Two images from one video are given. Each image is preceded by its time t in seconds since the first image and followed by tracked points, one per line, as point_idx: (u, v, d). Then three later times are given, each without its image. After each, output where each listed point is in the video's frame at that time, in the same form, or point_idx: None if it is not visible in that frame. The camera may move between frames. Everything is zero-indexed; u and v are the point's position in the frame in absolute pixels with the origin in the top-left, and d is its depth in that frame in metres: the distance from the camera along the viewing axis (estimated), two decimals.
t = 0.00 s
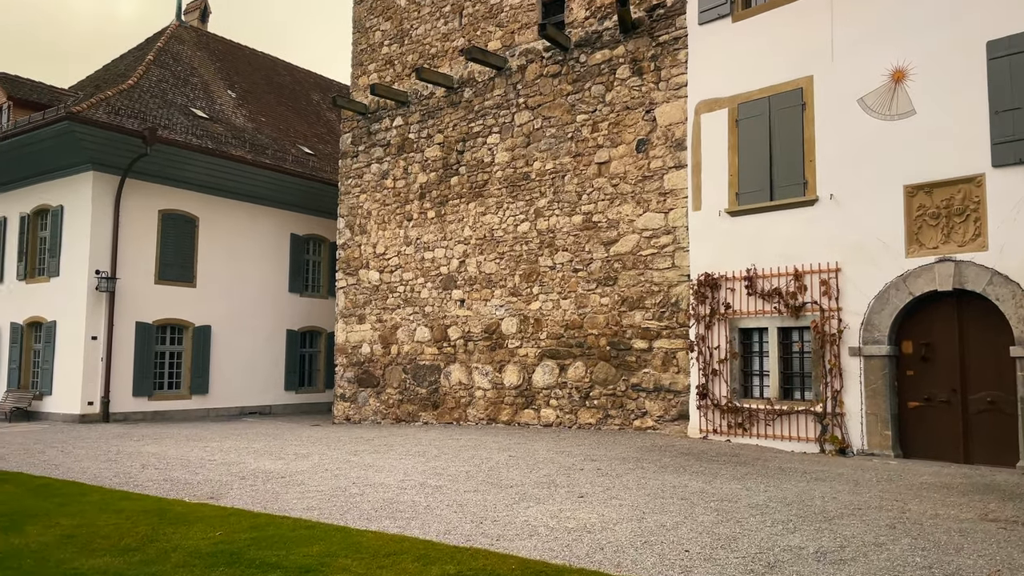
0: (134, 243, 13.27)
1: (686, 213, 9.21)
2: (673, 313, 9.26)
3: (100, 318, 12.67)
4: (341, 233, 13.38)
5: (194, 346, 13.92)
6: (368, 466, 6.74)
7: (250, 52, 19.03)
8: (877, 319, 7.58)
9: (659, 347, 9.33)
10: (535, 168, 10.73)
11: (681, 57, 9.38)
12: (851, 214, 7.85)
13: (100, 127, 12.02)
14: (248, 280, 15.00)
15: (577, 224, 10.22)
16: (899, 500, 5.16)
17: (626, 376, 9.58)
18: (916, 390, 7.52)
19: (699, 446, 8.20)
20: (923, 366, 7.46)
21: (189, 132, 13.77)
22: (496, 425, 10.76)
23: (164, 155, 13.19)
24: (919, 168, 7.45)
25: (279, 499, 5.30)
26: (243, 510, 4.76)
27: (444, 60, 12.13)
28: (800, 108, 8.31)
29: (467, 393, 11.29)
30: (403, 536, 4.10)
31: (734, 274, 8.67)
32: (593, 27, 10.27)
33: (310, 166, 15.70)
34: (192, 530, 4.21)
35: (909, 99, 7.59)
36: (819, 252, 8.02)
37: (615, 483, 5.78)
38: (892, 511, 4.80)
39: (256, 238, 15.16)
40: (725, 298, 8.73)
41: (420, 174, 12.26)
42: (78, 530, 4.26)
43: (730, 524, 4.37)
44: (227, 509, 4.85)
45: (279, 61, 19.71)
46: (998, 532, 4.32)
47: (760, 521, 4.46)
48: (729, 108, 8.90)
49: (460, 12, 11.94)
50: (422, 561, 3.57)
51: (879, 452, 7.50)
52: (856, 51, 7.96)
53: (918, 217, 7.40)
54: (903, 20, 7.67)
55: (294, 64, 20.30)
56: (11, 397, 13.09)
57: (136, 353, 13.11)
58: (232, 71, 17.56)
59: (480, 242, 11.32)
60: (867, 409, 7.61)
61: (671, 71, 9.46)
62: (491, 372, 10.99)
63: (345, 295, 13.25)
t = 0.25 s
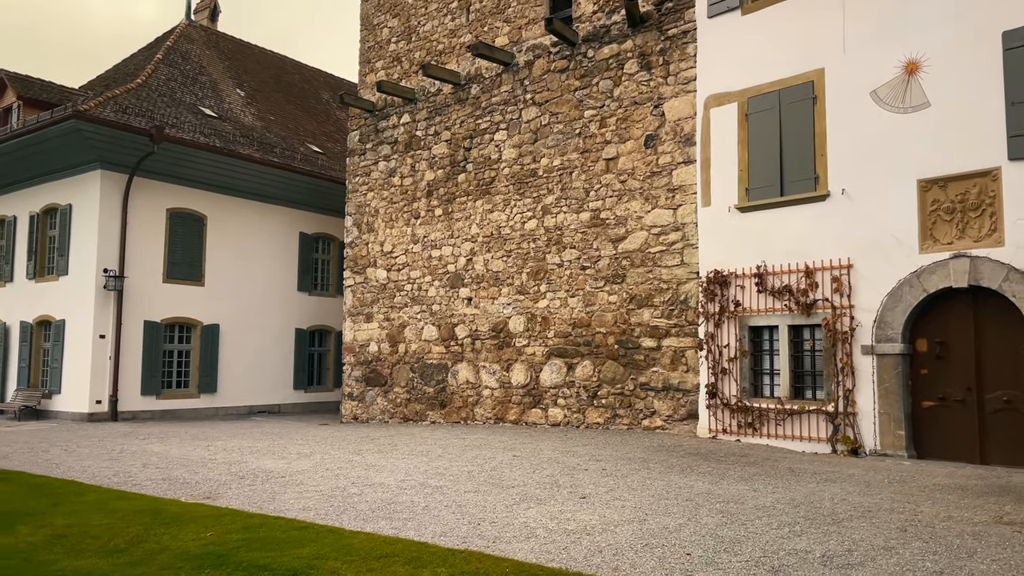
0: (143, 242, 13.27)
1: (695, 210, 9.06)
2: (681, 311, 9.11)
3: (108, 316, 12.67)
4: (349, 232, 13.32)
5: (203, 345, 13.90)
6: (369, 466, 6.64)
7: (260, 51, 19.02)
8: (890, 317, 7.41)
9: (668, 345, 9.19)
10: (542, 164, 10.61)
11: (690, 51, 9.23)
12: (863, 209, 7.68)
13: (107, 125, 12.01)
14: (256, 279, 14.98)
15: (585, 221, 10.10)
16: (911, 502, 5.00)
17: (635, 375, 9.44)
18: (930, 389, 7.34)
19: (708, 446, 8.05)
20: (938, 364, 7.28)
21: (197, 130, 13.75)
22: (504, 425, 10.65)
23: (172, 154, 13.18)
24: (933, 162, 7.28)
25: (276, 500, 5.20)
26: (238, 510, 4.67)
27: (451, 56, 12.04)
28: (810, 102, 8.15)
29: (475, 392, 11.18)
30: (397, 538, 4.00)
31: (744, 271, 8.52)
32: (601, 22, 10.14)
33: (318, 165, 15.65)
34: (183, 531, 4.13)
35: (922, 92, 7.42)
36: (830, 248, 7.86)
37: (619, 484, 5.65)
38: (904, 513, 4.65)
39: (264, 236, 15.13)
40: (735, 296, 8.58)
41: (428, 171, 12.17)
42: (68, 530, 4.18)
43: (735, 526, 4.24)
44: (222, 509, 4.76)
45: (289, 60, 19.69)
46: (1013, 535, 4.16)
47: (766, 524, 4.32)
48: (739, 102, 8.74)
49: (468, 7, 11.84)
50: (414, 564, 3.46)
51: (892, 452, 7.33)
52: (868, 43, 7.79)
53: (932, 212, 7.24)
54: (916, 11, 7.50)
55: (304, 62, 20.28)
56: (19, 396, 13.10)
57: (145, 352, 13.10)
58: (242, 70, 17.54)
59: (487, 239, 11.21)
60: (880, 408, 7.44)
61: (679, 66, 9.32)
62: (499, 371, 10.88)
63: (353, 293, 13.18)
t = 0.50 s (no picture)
0: (147, 240, 13.23)
1: (701, 206, 8.91)
2: (687, 308, 8.96)
3: (112, 315, 12.64)
4: (353, 230, 13.24)
5: (207, 344, 13.86)
6: (366, 465, 6.54)
7: (266, 49, 18.97)
8: (899, 314, 7.24)
9: (673, 343, 9.05)
10: (546, 161, 10.48)
11: (695, 45, 9.08)
12: (871, 204, 7.52)
13: (110, 123, 11.97)
14: (261, 277, 14.92)
15: (589, 218, 9.97)
16: (919, 504, 4.85)
17: (639, 373, 9.31)
18: (940, 387, 7.18)
19: (713, 445, 7.90)
20: (948, 362, 7.12)
21: (201, 128, 13.70)
22: (507, 424, 10.54)
23: (176, 152, 13.13)
24: (943, 156, 7.11)
25: (268, 500, 5.10)
26: (227, 510, 4.57)
27: (455, 52, 11.93)
28: (818, 95, 7.99)
29: (478, 391, 11.07)
30: (385, 539, 3.89)
31: (750, 268, 8.36)
32: (605, 16, 10.00)
33: (323, 163, 15.58)
34: (168, 532, 4.03)
35: (932, 84, 7.25)
36: (838, 244, 7.70)
37: (619, 485, 5.51)
38: (911, 516, 4.50)
39: (269, 234, 15.08)
40: (741, 293, 8.42)
41: (431, 168, 12.06)
42: (51, 531, 4.09)
43: (734, 529, 4.10)
44: (211, 509, 4.67)
45: (295, 58, 19.64)
46: None
47: (768, 526, 4.18)
48: (745, 96, 8.59)
49: (472, 3, 11.73)
50: (398, 567, 3.35)
51: (901, 453, 7.17)
52: (876, 34, 7.63)
53: (942, 207, 7.07)
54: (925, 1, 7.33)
55: (310, 60, 20.23)
56: (24, 395, 13.09)
57: (148, 351, 13.07)
58: (247, 68, 17.50)
59: (491, 237, 11.10)
60: (889, 407, 7.27)
61: (685, 60, 9.17)
62: (503, 370, 10.77)
63: (357, 292, 13.09)
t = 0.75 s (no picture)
0: (148, 240, 13.18)
1: (704, 204, 8.77)
2: (689, 309, 8.83)
3: (113, 316, 12.59)
4: (355, 230, 13.15)
5: (209, 345, 13.80)
6: (361, 469, 6.43)
7: (270, 49, 18.92)
8: (906, 314, 7.09)
9: (675, 344, 8.92)
10: (548, 159, 10.36)
11: (698, 41, 8.95)
12: (877, 202, 7.37)
13: (110, 123, 11.92)
14: (263, 277, 14.86)
15: (591, 217, 9.84)
16: (924, 511, 4.71)
17: (641, 375, 9.18)
18: (947, 389, 7.02)
19: (716, 448, 7.76)
20: (955, 363, 6.96)
21: (202, 128, 13.64)
22: (509, 426, 10.42)
23: (176, 152, 13.08)
24: (950, 152, 6.95)
25: (257, 505, 5.00)
26: (212, 516, 4.47)
27: (456, 50, 11.82)
28: (822, 91, 7.84)
29: (480, 393, 10.97)
30: (370, 548, 3.78)
31: (754, 267, 8.22)
32: (607, 12, 9.87)
33: (326, 163, 15.51)
34: (148, 539, 3.94)
35: (939, 79, 7.09)
36: (843, 243, 7.55)
37: (616, 490, 5.39)
38: (915, 523, 4.36)
39: (271, 235, 15.01)
40: (744, 293, 8.28)
41: (433, 168, 11.96)
42: (31, 538, 4.01)
43: (731, 537, 3.98)
44: (196, 515, 4.57)
45: (299, 58, 19.58)
46: None
47: (766, 534, 4.06)
48: (748, 92, 8.44)
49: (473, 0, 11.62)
50: None
51: (907, 456, 7.01)
52: (882, 29, 7.47)
53: (950, 205, 6.92)
54: None
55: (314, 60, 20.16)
56: (26, 395, 13.07)
57: (150, 352, 13.02)
58: (250, 68, 17.44)
59: (493, 237, 10.99)
60: (895, 410, 7.12)
61: (687, 56, 9.03)
62: (504, 371, 10.66)
63: (359, 292, 13.01)
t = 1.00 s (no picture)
0: (150, 239, 13.14)
1: (707, 201, 8.64)
2: (693, 307, 8.70)
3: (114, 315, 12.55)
4: (357, 228, 13.07)
5: (211, 344, 13.75)
6: (356, 469, 6.34)
7: (273, 47, 18.86)
8: (912, 312, 6.95)
9: (679, 343, 8.79)
10: (550, 156, 10.25)
11: (701, 35, 8.82)
12: (883, 197, 7.22)
13: (110, 121, 11.87)
14: (266, 276, 14.80)
15: (593, 215, 9.73)
16: (930, 513, 4.57)
17: (644, 374, 9.05)
18: (955, 389, 6.88)
19: (719, 448, 7.64)
20: (963, 362, 6.82)
21: (204, 126, 13.58)
22: (511, 425, 10.32)
23: (178, 150, 13.02)
24: (958, 146, 6.81)
25: (247, 506, 4.91)
26: (198, 518, 4.38)
27: (458, 47, 11.72)
28: (827, 85, 7.70)
29: (482, 392, 10.86)
30: (356, 551, 3.68)
31: (758, 265, 8.09)
32: (609, 7, 9.75)
33: (329, 161, 15.43)
34: (130, 541, 3.85)
35: (947, 71, 6.94)
36: (849, 239, 7.41)
37: (614, 491, 5.27)
38: (920, 526, 4.23)
39: (274, 233, 14.95)
40: (748, 291, 8.14)
41: (435, 165, 11.86)
42: (12, 539, 3.93)
43: (728, 539, 3.86)
44: (182, 515, 4.48)
45: (303, 56, 19.52)
46: None
47: (764, 537, 3.94)
48: (752, 87, 8.31)
49: None
50: None
51: (914, 457, 6.87)
52: (888, 21, 7.33)
53: (958, 200, 6.77)
54: None
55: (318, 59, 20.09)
56: (29, 394, 13.06)
57: (152, 351, 12.98)
58: (254, 66, 17.39)
59: (495, 234, 10.88)
60: (902, 409, 6.98)
61: (690, 50, 8.90)
62: (506, 370, 10.55)
63: (361, 291, 12.92)
